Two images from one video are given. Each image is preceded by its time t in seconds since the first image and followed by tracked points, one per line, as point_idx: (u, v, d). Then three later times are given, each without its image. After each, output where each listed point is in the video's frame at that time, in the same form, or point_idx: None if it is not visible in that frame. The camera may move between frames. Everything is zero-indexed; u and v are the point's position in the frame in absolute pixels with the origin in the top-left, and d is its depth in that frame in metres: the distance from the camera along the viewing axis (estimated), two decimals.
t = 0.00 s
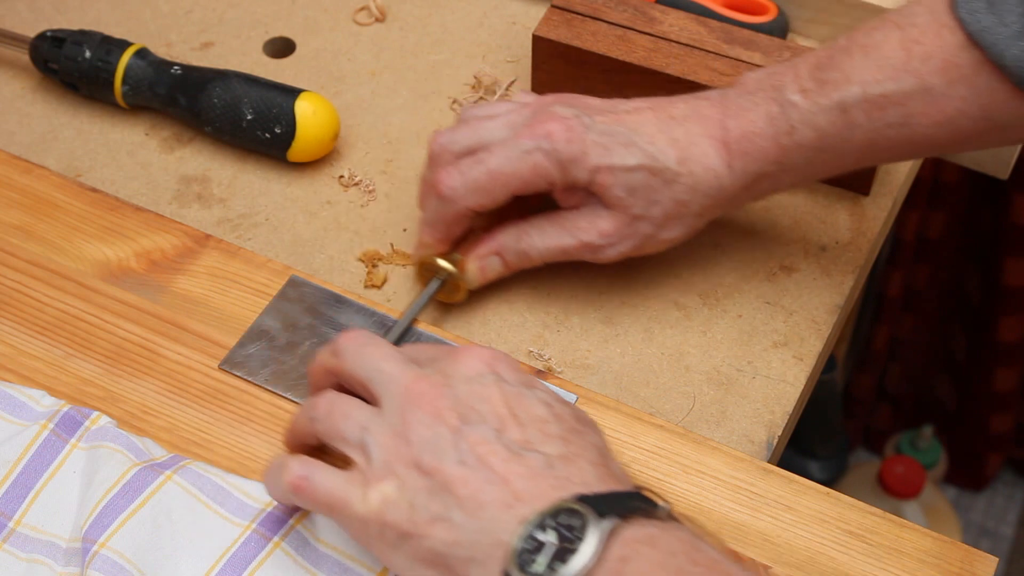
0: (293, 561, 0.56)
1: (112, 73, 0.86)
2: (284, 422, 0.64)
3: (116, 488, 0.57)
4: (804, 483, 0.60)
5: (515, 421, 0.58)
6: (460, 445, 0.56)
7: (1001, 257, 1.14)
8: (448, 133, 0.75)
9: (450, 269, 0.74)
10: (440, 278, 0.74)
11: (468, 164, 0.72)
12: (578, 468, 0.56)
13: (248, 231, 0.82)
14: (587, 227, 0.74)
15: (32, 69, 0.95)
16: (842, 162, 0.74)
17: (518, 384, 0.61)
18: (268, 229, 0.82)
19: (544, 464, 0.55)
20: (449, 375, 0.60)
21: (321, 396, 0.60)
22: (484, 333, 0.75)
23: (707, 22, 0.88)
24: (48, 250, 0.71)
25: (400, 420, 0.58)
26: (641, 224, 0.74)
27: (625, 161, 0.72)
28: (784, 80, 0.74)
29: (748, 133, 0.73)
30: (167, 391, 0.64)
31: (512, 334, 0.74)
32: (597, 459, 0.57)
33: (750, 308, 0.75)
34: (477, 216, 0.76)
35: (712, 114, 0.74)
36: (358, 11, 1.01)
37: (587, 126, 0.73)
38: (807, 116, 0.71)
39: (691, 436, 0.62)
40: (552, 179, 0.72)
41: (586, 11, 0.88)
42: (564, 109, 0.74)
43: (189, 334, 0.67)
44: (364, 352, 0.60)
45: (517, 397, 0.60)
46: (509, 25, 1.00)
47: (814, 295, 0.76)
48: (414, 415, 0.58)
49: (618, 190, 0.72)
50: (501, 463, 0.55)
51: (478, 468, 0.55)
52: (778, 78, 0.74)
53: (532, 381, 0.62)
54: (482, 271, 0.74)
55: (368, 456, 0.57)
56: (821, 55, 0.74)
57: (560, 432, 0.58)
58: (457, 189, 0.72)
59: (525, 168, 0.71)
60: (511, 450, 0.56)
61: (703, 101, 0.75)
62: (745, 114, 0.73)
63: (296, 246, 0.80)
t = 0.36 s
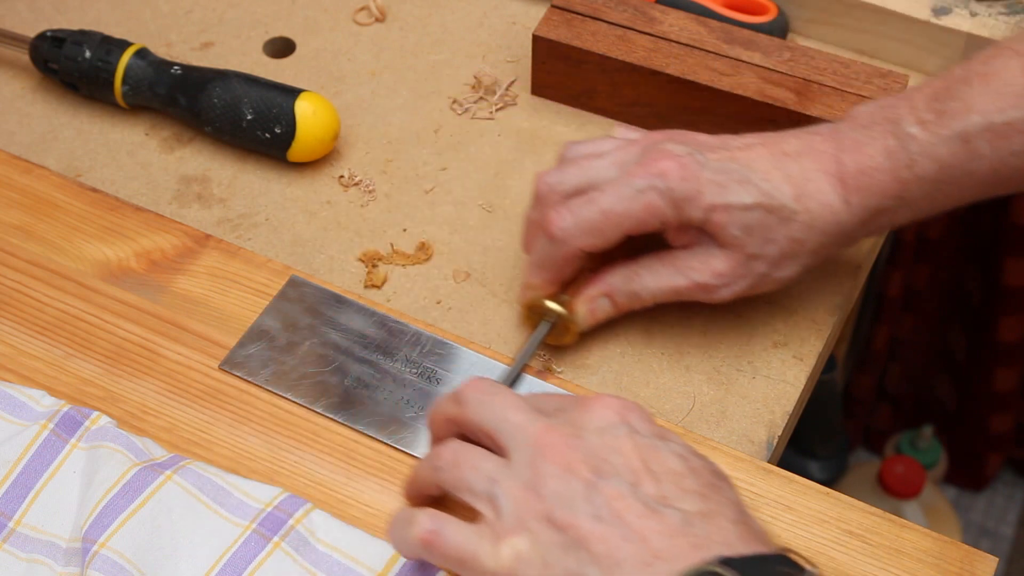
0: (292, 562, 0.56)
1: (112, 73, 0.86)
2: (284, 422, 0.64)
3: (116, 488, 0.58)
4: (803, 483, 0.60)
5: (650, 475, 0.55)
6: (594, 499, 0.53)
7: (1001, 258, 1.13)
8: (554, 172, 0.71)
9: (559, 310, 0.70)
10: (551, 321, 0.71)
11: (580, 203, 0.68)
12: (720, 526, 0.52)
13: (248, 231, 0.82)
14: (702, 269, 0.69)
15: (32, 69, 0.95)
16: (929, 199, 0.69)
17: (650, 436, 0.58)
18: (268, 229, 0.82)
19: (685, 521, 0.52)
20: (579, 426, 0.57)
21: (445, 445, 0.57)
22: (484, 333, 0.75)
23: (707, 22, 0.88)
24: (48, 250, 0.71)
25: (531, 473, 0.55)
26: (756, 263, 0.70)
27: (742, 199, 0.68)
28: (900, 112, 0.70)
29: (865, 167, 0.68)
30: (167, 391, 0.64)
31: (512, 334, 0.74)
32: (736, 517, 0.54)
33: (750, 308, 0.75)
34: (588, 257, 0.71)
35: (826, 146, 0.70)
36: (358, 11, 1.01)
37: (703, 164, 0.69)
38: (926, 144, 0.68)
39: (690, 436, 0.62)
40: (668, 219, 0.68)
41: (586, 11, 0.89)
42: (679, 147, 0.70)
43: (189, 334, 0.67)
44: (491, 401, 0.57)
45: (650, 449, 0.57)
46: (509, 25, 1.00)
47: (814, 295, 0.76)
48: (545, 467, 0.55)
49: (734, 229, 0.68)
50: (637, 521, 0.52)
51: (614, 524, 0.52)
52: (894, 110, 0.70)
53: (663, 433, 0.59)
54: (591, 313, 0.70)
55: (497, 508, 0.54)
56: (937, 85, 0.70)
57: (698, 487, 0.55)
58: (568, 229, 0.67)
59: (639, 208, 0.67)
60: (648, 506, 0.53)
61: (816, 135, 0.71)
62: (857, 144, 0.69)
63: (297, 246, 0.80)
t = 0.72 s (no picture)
0: (292, 562, 0.56)
1: (112, 73, 0.86)
2: (284, 422, 0.64)
3: (116, 488, 0.58)
4: (804, 483, 0.60)
5: (736, 514, 0.51)
6: (677, 541, 0.50)
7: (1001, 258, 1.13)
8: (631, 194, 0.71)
9: (638, 336, 0.68)
10: (628, 349, 0.68)
11: (657, 226, 0.67)
12: (810, 567, 0.48)
13: (248, 231, 0.82)
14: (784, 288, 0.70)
15: (32, 69, 0.94)
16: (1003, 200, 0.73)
17: (734, 472, 0.53)
18: (268, 229, 0.82)
19: (773, 564, 0.48)
20: (662, 463, 0.54)
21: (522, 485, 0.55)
22: (484, 333, 0.75)
23: (707, 22, 0.88)
24: (48, 250, 0.71)
25: (613, 515, 0.52)
26: (837, 278, 0.70)
27: (824, 216, 0.68)
28: (982, 122, 0.76)
29: (947, 178, 0.72)
30: (167, 391, 0.64)
31: (512, 334, 0.74)
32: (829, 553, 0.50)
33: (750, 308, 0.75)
34: (663, 278, 0.71)
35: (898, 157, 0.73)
36: (358, 11, 1.01)
37: (780, 183, 0.69)
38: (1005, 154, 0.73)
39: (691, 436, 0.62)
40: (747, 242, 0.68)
41: (586, 11, 0.89)
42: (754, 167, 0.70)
43: (189, 334, 0.67)
44: (570, 443, 0.55)
45: (733, 486, 0.52)
46: (509, 25, 1.00)
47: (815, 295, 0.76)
48: (627, 508, 0.52)
49: (817, 246, 0.68)
50: (723, 564, 0.49)
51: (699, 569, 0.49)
52: (974, 121, 0.76)
53: (748, 466, 0.55)
54: (671, 337, 0.69)
55: (582, 553, 0.52)
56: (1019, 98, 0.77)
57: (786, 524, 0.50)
58: (646, 252, 0.67)
59: (718, 230, 0.67)
60: (733, 548, 0.50)
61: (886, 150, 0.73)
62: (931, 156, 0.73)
63: (297, 246, 0.80)
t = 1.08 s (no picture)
0: (292, 562, 0.56)
1: (112, 73, 0.86)
2: (284, 422, 0.64)
3: (116, 488, 0.58)
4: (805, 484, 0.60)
5: None
6: None
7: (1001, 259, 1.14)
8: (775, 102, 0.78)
9: (688, 208, 0.76)
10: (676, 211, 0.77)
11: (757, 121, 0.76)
12: None
13: (248, 231, 0.82)
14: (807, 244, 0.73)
15: (31, 69, 0.94)
16: (989, 272, 0.72)
17: (866, 551, 0.53)
18: (268, 229, 0.82)
19: None
20: (787, 542, 0.54)
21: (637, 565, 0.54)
22: (484, 333, 0.75)
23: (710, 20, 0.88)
24: (48, 250, 0.71)
25: None
26: (856, 262, 0.72)
27: (873, 196, 0.71)
28: None
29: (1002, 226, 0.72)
30: (167, 391, 0.64)
31: (512, 334, 0.74)
32: None
33: (750, 308, 0.75)
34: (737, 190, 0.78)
35: (939, 185, 0.72)
36: (358, 11, 1.01)
37: (868, 150, 0.73)
38: (1019, 219, 0.72)
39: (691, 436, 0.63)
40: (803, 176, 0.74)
41: (587, 11, 0.89)
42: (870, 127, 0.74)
43: (189, 334, 0.67)
44: (682, 521, 0.55)
45: (867, 565, 0.52)
46: (509, 25, 1.00)
47: (815, 295, 0.76)
48: None
49: (852, 220, 0.71)
50: None
51: None
52: None
53: (879, 543, 0.54)
54: (717, 230, 0.76)
55: None
56: None
57: None
58: (732, 130, 0.76)
59: (786, 147, 0.73)
60: None
61: (939, 168, 0.74)
62: (964, 193, 0.73)
63: (297, 246, 0.81)
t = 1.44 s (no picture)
0: (293, 562, 0.56)
1: (112, 73, 0.86)
2: (284, 422, 0.64)
3: (116, 488, 0.58)
4: (805, 483, 0.60)
5: None
6: None
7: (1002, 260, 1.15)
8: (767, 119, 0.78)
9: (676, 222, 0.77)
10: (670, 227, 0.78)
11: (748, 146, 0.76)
12: None
13: (248, 231, 0.82)
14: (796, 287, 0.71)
15: (32, 70, 0.94)
16: (985, 308, 0.67)
17: None
18: (268, 229, 0.82)
19: None
20: None
21: None
22: (484, 333, 0.75)
23: (709, 20, 0.88)
24: (48, 250, 0.71)
25: None
26: (853, 302, 0.69)
27: (861, 233, 0.68)
28: None
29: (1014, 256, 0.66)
30: (167, 391, 0.64)
31: (512, 334, 0.74)
32: None
33: (751, 308, 0.75)
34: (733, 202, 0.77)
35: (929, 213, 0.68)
36: (358, 11, 1.01)
37: (856, 183, 0.70)
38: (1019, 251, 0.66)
39: (691, 436, 0.63)
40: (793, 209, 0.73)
41: (588, 11, 0.89)
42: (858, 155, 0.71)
43: (189, 334, 0.67)
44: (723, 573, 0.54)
45: None
46: (509, 25, 1.00)
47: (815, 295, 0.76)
48: None
49: (843, 257, 0.69)
50: None
51: None
52: None
53: None
54: (712, 276, 0.75)
55: None
56: None
57: None
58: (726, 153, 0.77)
59: (770, 177, 0.73)
60: None
61: (934, 195, 0.70)
62: (957, 221, 0.68)
63: (297, 246, 0.81)
